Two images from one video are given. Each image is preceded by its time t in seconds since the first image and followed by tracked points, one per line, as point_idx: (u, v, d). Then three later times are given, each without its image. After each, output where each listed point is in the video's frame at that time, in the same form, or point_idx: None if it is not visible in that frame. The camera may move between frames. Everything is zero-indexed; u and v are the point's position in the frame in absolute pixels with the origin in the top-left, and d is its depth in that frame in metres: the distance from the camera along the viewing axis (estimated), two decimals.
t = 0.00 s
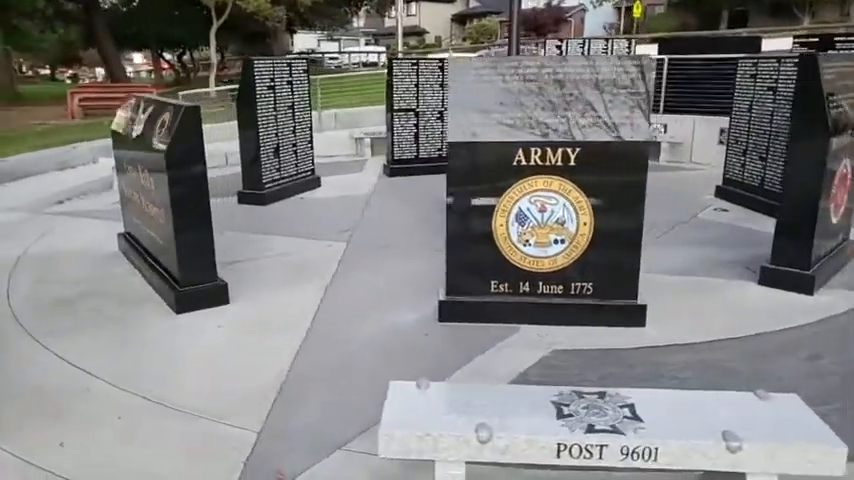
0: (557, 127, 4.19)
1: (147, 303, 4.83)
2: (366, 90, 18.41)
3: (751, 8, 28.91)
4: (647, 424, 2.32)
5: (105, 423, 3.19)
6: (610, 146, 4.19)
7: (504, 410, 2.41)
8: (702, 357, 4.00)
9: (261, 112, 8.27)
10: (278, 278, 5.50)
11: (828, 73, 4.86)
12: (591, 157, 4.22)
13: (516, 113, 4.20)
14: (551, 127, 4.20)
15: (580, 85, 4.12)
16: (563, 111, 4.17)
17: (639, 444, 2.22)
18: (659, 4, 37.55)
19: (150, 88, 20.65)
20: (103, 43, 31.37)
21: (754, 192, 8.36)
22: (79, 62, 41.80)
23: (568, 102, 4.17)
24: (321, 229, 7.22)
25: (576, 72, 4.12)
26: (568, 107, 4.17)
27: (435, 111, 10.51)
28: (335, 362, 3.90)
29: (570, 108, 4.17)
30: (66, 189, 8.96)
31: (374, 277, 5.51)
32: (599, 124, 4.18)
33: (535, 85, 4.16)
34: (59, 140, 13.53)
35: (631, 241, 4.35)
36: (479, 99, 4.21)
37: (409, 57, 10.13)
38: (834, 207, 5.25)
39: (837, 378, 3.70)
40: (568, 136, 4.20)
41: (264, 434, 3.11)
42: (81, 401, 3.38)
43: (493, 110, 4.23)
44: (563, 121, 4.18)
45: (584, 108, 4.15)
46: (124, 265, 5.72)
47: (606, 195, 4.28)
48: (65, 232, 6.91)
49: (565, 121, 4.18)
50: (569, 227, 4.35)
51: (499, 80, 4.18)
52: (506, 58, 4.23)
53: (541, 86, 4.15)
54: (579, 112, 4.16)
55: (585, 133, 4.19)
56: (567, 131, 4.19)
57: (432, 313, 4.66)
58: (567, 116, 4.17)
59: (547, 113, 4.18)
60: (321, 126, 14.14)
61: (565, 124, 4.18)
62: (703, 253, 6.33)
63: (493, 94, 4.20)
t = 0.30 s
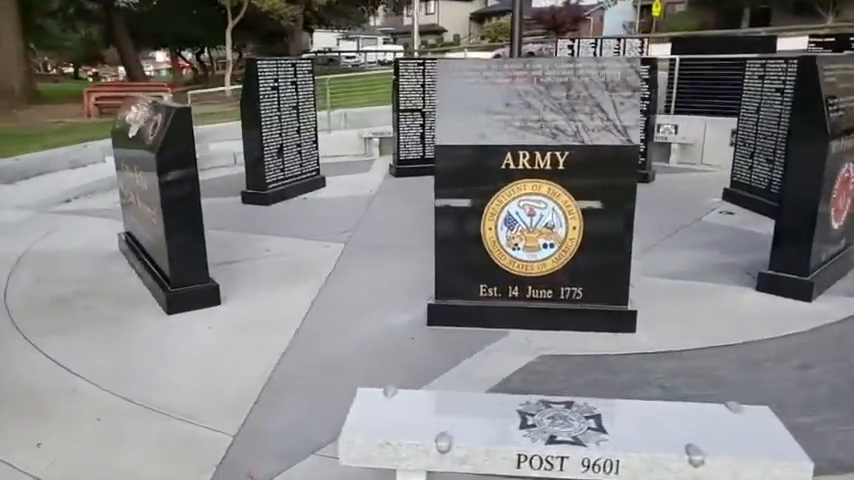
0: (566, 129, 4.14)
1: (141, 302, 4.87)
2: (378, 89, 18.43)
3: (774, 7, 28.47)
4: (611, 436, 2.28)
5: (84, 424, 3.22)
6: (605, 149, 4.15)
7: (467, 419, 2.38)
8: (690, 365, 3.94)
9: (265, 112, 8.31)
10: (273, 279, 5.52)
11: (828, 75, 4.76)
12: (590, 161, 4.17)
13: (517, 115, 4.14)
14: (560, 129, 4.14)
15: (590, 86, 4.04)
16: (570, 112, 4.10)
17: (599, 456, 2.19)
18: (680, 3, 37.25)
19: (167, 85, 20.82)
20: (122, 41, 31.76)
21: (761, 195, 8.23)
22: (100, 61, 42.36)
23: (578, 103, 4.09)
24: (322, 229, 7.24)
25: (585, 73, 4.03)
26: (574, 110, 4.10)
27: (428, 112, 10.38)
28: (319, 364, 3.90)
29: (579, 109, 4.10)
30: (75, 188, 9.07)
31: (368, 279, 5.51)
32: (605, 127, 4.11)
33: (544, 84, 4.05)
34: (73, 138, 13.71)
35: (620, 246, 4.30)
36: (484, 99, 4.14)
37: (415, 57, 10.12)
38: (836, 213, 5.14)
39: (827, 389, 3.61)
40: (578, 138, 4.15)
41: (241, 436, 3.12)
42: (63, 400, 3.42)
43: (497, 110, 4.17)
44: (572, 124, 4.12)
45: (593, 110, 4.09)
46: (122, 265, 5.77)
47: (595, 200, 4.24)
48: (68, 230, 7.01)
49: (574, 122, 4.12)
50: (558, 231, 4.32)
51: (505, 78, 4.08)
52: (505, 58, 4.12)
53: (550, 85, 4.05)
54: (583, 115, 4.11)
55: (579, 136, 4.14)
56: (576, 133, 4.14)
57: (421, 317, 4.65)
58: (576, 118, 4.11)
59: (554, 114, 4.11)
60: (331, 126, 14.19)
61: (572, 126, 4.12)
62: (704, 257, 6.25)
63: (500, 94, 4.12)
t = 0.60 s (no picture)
0: (572, 129, 4.13)
1: (134, 299, 4.93)
2: (388, 89, 18.45)
3: (794, 5, 28.03)
4: (573, 440, 2.27)
5: (63, 420, 3.27)
6: (596, 151, 4.14)
7: (430, 421, 2.39)
8: (675, 368, 3.92)
9: (267, 111, 8.36)
10: (267, 278, 5.56)
11: (824, 76, 4.68)
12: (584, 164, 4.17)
13: (517, 114, 4.14)
14: (566, 128, 4.13)
15: (595, 85, 4.04)
16: (574, 111, 4.09)
17: (559, 460, 2.18)
18: (698, 1, 36.80)
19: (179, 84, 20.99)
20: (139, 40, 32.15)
21: (765, 197, 8.13)
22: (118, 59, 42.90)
23: (584, 102, 4.06)
24: (320, 229, 7.27)
25: (592, 71, 4.04)
26: (577, 109, 4.08)
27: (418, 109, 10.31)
28: (302, 365, 3.93)
29: (584, 109, 4.09)
30: (81, 185, 9.20)
31: (360, 279, 5.53)
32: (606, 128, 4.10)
33: (551, 82, 4.07)
34: (84, 136, 13.89)
35: (608, 248, 4.28)
36: (489, 96, 4.14)
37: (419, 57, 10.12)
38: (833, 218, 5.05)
39: (812, 395, 3.55)
40: (583, 139, 4.13)
41: (216, 436, 3.16)
42: (46, 397, 3.48)
43: (500, 108, 4.15)
44: (578, 124, 4.11)
45: (599, 109, 4.05)
46: (120, 262, 5.84)
47: (583, 201, 4.23)
48: (72, 227, 7.11)
49: (580, 122, 4.11)
50: (545, 233, 4.31)
51: (511, 75, 4.10)
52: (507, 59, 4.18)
53: (557, 83, 4.06)
54: (584, 116, 4.09)
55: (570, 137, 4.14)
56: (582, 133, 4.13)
57: (409, 318, 4.66)
58: (583, 117, 4.09)
59: (558, 113, 4.10)
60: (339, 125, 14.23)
61: (574, 125, 4.12)
62: (702, 259, 6.19)
63: (506, 90, 4.11)
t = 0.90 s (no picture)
0: (588, 133, 4.12)
1: (139, 296, 5.06)
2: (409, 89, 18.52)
3: (826, 3, 27.39)
4: (538, 440, 2.30)
5: (59, 411, 3.38)
6: (594, 154, 4.13)
7: (401, 419, 2.44)
8: (666, 371, 3.90)
9: (279, 112, 8.49)
10: (270, 276, 5.65)
11: (829, 77, 4.57)
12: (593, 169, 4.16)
13: (515, 116, 4.17)
14: (582, 131, 4.12)
15: (610, 88, 4.02)
16: (584, 114, 4.09)
17: (522, 460, 2.21)
18: None
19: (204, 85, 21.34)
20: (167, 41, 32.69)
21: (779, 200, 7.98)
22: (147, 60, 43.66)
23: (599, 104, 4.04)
24: (329, 228, 7.36)
25: (608, 74, 4.02)
26: (574, 111, 4.09)
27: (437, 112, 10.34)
28: (295, 362, 4.00)
29: (600, 112, 4.07)
30: (101, 183, 9.43)
31: (362, 279, 5.60)
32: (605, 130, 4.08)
33: (563, 82, 4.06)
34: (109, 136, 14.22)
35: (602, 250, 4.29)
36: (503, 96, 4.15)
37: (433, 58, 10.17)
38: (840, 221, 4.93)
39: (803, 400, 3.50)
40: (600, 142, 4.11)
41: (205, 429, 3.24)
42: (45, 389, 3.60)
43: (512, 110, 4.17)
44: (591, 127, 4.11)
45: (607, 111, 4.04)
46: (131, 259, 5.99)
47: (577, 203, 4.24)
48: (87, 224, 7.30)
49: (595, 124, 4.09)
50: (539, 235, 4.33)
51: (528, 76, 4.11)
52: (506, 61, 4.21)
53: (570, 84, 4.06)
54: (581, 117, 4.10)
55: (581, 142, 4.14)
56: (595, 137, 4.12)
57: (405, 317, 4.71)
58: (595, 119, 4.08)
59: (574, 115, 4.10)
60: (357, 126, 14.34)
61: (588, 128, 4.11)
62: (708, 262, 6.13)
63: (522, 91, 4.12)
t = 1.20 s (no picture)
0: (600, 138, 4.13)
1: (150, 293, 5.21)
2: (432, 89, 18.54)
3: None
4: (507, 444, 2.34)
5: (63, 403, 3.53)
6: (595, 159, 4.13)
7: (376, 421, 2.50)
8: (661, 377, 3.89)
9: (296, 114, 8.63)
10: (278, 276, 5.77)
11: (837, 82, 4.45)
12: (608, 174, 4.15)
13: (514, 121, 4.25)
14: (602, 136, 4.13)
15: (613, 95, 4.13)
16: (595, 120, 4.15)
17: (488, 463, 2.26)
18: None
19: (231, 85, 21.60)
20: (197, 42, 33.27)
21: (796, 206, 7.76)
22: (180, 60, 44.48)
23: (612, 111, 4.13)
24: (341, 229, 7.44)
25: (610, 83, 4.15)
26: (572, 117, 4.18)
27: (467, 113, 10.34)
28: (293, 361, 4.09)
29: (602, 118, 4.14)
30: (125, 182, 9.68)
31: (368, 280, 5.67)
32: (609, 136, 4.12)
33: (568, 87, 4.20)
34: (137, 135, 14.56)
35: (599, 255, 4.29)
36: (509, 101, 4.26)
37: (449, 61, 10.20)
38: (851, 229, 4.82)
39: (795, 410, 3.47)
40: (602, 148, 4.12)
41: (199, 424, 3.34)
42: (53, 382, 3.75)
43: (520, 115, 4.25)
44: (604, 133, 4.13)
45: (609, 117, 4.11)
46: (146, 257, 6.16)
47: (575, 207, 4.25)
48: (108, 223, 7.53)
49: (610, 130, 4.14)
50: (538, 239, 4.36)
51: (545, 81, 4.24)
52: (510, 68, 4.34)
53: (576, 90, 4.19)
54: (579, 123, 4.17)
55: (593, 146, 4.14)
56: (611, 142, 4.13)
57: (406, 319, 4.77)
58: (611, 124, 4.12)
59: (586, 119, 4.17)
60: (378, 126, 14.43)
61: (602, 132, 4.13)
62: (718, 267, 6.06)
63: (533, 96, 4.23)
